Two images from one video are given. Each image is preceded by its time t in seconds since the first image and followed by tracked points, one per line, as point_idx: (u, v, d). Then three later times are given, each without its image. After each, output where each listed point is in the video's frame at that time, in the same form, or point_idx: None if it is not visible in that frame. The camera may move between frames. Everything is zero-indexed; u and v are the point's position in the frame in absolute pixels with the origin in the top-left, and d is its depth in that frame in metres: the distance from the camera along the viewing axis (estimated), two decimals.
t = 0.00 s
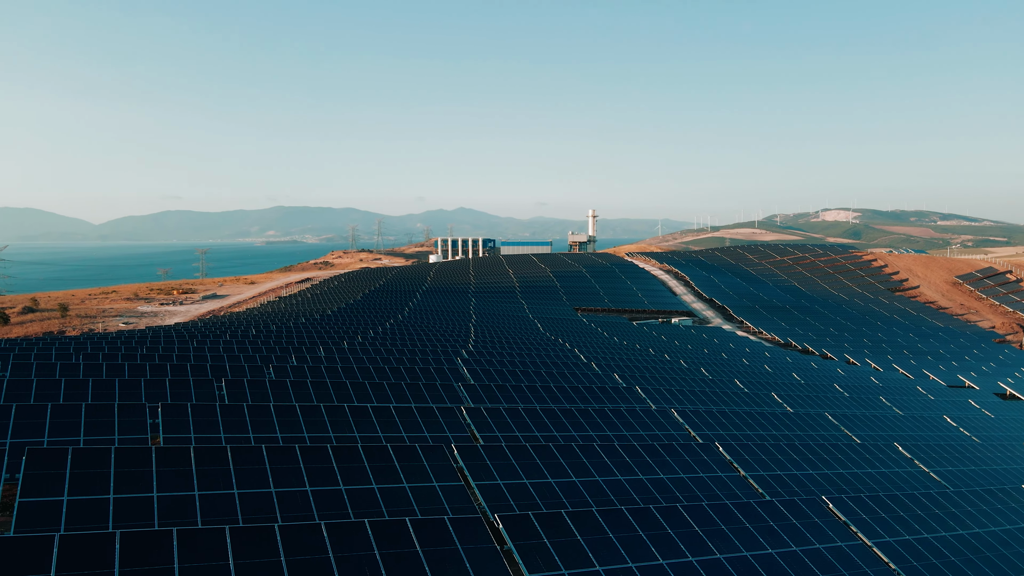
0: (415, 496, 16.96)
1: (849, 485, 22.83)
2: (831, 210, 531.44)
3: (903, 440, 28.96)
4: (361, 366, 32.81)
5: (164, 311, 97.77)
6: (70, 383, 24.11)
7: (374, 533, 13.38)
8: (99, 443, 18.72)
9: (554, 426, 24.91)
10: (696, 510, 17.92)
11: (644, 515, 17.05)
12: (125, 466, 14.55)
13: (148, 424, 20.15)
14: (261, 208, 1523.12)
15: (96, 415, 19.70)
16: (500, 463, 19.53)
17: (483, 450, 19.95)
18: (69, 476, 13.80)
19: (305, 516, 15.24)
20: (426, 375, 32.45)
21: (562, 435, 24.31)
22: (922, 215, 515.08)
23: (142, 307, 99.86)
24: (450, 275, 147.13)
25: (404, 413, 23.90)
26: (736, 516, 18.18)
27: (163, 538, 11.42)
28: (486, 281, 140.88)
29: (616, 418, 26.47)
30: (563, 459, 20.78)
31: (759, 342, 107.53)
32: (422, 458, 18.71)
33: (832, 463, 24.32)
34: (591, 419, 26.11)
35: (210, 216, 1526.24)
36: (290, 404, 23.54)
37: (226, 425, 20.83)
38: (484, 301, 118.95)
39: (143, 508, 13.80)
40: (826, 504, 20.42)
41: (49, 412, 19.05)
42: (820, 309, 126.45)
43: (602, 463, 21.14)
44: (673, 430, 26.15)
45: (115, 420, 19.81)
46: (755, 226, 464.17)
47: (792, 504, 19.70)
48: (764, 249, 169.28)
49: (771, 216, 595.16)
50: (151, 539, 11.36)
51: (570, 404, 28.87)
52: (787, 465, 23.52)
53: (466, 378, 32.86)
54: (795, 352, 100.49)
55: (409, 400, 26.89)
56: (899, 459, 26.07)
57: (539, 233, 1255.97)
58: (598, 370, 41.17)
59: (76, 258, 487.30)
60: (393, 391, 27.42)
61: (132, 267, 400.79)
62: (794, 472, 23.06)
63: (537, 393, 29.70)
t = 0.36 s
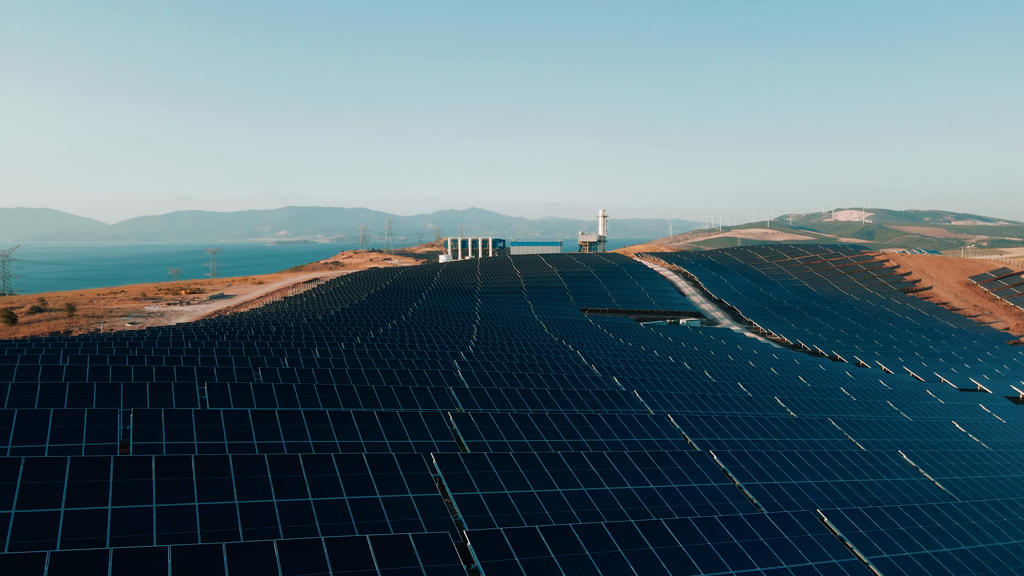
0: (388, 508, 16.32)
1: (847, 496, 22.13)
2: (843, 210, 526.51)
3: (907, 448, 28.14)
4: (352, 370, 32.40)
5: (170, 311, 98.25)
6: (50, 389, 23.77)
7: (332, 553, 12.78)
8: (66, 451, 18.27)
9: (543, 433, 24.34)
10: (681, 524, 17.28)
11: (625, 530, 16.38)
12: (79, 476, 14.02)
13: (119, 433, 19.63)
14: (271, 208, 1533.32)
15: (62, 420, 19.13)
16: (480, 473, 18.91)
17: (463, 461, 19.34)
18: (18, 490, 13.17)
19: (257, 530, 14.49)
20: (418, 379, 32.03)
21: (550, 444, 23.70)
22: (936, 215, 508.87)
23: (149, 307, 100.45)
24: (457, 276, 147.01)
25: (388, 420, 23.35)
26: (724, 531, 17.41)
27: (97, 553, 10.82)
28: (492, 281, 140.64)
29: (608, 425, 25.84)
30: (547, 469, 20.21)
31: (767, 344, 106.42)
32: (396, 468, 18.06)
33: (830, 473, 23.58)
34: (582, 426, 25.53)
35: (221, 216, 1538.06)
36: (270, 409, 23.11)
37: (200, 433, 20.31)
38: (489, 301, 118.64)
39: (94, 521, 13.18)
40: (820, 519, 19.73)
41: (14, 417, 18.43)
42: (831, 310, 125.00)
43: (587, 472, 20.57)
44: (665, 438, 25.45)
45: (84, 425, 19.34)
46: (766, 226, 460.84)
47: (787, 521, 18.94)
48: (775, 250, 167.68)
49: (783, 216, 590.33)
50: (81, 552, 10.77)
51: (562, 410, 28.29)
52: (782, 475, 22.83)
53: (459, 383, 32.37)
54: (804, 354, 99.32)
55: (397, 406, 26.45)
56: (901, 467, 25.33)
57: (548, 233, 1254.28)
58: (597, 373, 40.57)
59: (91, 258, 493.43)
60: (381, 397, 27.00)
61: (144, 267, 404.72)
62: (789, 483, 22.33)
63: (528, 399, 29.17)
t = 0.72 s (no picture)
0: (356, 522, 15.46)
1: (849, 508, 21.34)
2: (856, 211, 521.44)
3: (912, 457, 27.37)
4: (343, 372, 31.88)
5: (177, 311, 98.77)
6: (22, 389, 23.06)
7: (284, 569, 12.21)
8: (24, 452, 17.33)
9: (532, 439, 23.59)
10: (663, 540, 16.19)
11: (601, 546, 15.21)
12: (24, 489, 12.99)
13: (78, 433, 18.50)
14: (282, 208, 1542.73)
15: (22, 429, 17.80)
16: (459, 484, 18.21)
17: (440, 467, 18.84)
18: None
19: (224, 544, 13.72)
20: (411, 384, 31.46)
21: (539, 450, 22.89)
22: (950, 214, 502.86)
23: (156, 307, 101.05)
24: (464, 276, 146.88)
25: (368, 423, 22.29)
26: (708, 548, 16.26)
27: None
28: (499, 282, 140.37)
29: (601, 431, 25.14)
30: (529, 479, 19.43)
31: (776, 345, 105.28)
32: (369, 478, 17.50)
33: (828, 483, 22.94)
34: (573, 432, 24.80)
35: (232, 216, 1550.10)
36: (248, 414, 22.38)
37: (171, 440, 18.90)
38: (495, 302, 118.24)
39: (38, 538, 12.01)
40: (812, 534, 18.54)
41: None
42: (841, 311, 123.55)
43: (573, 484, 19.88)
44: (658, 444, 24.77)
45: (45, 435, 17.93)
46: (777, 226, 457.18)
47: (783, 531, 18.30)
48: (785, 250, 166.02)
49: (797, 216, 584.30)
50: None
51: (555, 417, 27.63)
52: (778, 486, 22.15)
53: (451, 387, 31.77)
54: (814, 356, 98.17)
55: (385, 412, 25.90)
56: (904, 479, 24.50)
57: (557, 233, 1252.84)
58: (596, 376, 39.90)
59: (105, 258, 499.00)
60: (368, 402, 26.44)
61: (157, 266, 408.69)
62: (783, 493, 21.73)
63: (520, 405, 28.57)
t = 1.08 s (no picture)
0: (321, 538, 14.42)
1: (846, 520, 20.58)
2: (870, 210, 517.36)
3: (916, 465, 26.68)
4: (335, 376, 31.49)
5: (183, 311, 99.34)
6: None
7: None
8: None
9: (517, 446, 23.13)
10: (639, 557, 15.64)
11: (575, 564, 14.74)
12: None
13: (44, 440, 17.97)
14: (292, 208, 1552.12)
15: None
16: (431, 495, 17.18)
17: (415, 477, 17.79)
18: None
19: (176, 561, 12.61)
20: (405, 388, 31.08)
21: (523, 459, 22.39)
22: (966, 215, 497.13)
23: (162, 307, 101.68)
24: (471, 276, 146.86)
25: (345, 432, 21.55)
26: (685, 567, 15.67)
27: None
28: (506, 282, 140.01)
29: (590, 438, 24.65)
30: (507, 490, 18.61)
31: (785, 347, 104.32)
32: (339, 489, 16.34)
33: (825, 493, 22.31)
34: (562, 439, 24.34)
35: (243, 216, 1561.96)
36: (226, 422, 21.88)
37: (139, 447, 18.35)
38: (501, 303, 117.98)
39: None
40: (800, 549, 17.82)
41: None
42: (852, 312, 122.15)
43: (552, 495, 18.96)
44: (649, 452, 24.27)
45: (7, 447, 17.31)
46: (788, 226, 453.51)
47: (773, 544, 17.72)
48: (796, 250, 164.45)
49: (809, 216, 578.28)
50: None
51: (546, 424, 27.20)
52: (772, 495, 21.50)
53: (444, 392, 31.34)
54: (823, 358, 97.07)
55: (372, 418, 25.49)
56: (904, 490, 23.74)
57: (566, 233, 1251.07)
58: (594, 379, 39.49)
59: (119, 258, 504.35)
60: (355, 407, 26.02)
61: (170, 267, 412.46)
62: (778, 503, 20.99)
63: (512, 412, 28.14)
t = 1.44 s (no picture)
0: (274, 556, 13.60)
1: (840, 534, 19.94)
2: (882, 210, 512.58)
3: (917, 475, 25.96)
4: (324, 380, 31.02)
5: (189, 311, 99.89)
6: None
7: None
8: None
9: (500, 454, 22.52)
10: None
11: None
12: None
13: None
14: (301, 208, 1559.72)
15: None
16: (400, 508, 16.47)
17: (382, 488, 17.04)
18: None
19: None
20: (394, 393, 30.69)
21: (506, 468, 21.74)
22: (980, 215, 491.02)
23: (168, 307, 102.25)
24: (477, 277, 146.74)
25: (320, 438, 20.77)
26: None
27: None
28: (512, 283, 139.73)
29: (576, 446, 24.00)
30: (481, 502, 17.82)
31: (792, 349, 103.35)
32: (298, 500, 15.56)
33: (820, 505, 21.63)
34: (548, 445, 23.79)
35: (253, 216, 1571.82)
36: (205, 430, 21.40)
37: (99, 456, 17.32)
38: (507, 303, 117.63)
39: None
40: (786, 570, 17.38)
41: None
42: (862, 313, 120.81)
43: (531, 507, 18.31)
44: (640, 460, 23.70)
45: None
46: (799, 226, 449.88)
47: (753, 564, 17.37)
48: (805, 250, 162.94)
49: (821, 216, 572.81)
50: None
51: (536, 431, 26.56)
52: (763, 507, 20.86)
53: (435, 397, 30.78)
54: (831, 360, 96.01)
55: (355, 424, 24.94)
56: (903, 501, 23.06)
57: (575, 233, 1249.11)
58: (591, 382, 38.98)
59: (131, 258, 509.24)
60: (338, 412, 25.40)
61: (181, 266, 415.81)
62: (767, 516, 20.37)
63: (500, 418, 27.53)
